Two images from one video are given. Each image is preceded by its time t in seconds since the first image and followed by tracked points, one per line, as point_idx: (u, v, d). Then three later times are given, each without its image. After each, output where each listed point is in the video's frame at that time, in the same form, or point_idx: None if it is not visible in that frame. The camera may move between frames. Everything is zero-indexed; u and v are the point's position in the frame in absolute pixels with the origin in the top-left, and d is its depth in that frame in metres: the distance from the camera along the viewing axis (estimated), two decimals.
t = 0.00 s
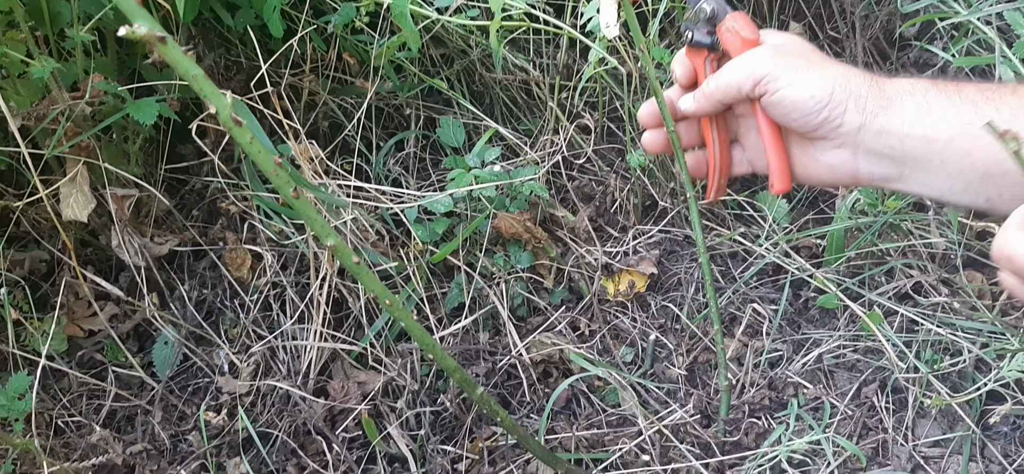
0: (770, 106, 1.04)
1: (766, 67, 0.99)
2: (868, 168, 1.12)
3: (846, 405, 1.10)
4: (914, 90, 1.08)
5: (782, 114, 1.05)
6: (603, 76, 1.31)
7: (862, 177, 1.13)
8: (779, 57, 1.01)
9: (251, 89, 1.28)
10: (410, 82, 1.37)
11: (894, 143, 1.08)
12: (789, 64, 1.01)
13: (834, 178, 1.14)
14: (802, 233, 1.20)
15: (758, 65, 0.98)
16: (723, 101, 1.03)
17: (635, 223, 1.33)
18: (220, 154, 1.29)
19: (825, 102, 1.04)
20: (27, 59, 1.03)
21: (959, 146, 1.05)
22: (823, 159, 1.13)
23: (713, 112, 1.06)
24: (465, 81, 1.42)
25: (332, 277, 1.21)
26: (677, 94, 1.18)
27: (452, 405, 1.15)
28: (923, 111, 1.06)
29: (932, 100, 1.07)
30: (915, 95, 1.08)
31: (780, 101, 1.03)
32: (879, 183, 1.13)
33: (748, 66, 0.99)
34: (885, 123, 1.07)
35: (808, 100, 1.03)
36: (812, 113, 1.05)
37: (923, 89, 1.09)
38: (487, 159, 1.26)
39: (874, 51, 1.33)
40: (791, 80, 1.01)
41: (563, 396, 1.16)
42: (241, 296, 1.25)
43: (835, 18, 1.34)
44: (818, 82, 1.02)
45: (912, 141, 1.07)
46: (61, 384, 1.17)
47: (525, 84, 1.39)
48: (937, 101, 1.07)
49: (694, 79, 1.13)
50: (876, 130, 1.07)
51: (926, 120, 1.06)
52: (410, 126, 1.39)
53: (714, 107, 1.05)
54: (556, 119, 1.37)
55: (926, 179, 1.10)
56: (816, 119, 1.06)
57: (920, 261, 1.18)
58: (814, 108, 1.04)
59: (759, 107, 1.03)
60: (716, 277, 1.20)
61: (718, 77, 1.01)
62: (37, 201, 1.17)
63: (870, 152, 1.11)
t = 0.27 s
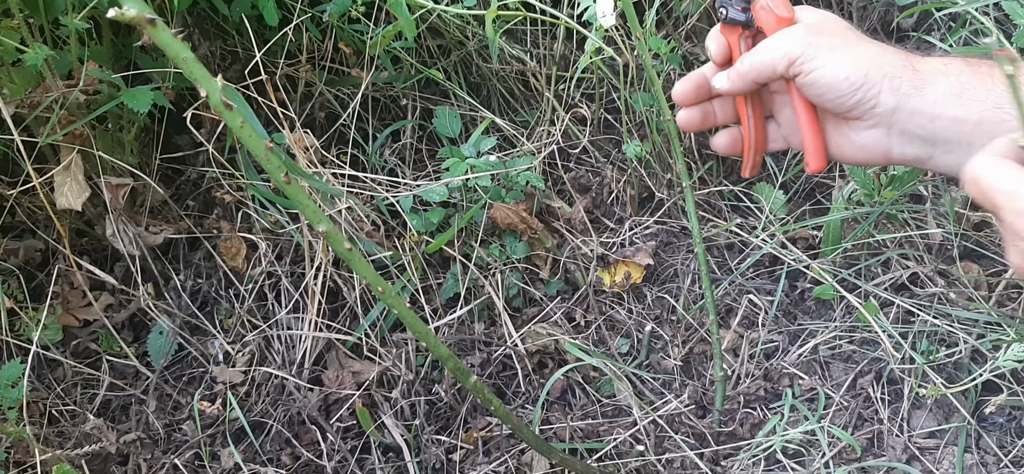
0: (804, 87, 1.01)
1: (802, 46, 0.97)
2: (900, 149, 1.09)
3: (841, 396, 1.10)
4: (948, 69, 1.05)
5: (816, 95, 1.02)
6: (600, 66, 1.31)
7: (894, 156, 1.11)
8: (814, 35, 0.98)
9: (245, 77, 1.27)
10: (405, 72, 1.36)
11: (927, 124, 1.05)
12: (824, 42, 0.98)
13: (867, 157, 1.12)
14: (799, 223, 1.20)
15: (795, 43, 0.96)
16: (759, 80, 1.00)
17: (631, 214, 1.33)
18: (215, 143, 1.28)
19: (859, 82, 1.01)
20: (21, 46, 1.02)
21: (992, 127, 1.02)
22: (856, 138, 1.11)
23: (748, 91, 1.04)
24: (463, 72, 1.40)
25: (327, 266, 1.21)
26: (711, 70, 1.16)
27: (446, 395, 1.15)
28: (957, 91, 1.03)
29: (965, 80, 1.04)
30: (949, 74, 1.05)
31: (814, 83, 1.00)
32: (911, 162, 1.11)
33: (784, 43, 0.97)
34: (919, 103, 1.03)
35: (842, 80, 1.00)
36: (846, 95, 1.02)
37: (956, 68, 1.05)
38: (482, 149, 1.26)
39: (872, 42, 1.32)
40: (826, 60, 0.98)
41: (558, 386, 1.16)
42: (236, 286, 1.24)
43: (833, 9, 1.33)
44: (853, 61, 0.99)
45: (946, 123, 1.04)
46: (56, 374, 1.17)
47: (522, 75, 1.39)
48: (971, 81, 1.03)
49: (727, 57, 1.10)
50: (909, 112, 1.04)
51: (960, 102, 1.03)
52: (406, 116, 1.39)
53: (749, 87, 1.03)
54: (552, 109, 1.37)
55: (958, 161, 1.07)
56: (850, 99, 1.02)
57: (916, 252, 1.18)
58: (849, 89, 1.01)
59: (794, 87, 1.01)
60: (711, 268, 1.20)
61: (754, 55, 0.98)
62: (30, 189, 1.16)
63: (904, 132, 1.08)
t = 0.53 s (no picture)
0: (819, 121, 0.95)
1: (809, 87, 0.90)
2: (924, 164, 1.03)
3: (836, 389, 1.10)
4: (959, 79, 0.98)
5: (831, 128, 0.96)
6: (596, 58, 1.31)
7: (920, 170, 1.04)
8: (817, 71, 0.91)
9: (240, 68, 1.27)
10: (401, 65, 1.36)
11: (948, 139, 0.99)
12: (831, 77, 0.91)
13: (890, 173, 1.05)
14: (794, 216, 1.19)
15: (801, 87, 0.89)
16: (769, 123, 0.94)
17: (627, 207, 1.33)
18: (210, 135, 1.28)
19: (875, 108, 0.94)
20: (15, 37, 1.02)
21: (1015, 136, 0.96)
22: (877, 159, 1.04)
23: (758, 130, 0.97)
24: (460, 66, 1.40)
25: (322, 258, 1.20)
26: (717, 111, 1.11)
27: (442, 388, 1.15)
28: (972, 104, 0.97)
29: (976, 92, 0.97)
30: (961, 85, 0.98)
31: (827, 116, 0.93)
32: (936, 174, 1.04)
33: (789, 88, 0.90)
34: (938, 122, 0.97)
35: (856, 111, 0.93)
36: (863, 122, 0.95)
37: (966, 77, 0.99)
38: (478, 141, 1.25)
39: (869, 35, 1.32)
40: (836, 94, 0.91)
41: (553, 379, 1.16)
42: (232, 278, 1.25)
43: (830, 2, 1.32)
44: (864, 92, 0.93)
45: (967, 137, 0.98)
46: (52, 365, 1.17)
47: (518, 68, 1.38)
48: (987, 91, 0.97)
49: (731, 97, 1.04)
50: (929, 130, 0.98)
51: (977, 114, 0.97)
52: (402, 109, 1.39)
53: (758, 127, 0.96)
54: (549, 102, 1.37)
55: (985, 168, 1.01)
56: (867, 127, 0.96)
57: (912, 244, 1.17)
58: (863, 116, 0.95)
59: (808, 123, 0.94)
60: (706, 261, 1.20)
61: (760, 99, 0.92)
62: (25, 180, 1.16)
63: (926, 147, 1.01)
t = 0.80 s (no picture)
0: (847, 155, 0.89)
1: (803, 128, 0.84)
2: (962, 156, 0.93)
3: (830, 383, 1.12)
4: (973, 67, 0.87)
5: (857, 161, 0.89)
6: (594, 56, 1.32)
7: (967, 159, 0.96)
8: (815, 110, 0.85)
9: (240, 65, 1.28)
10: (401, 63, 1.36)
11: (974, 133, 0.88)
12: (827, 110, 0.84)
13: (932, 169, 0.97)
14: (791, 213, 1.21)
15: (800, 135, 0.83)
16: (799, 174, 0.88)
17: (625, 204, 1.34)
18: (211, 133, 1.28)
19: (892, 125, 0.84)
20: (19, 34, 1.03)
21: None
22: (917, 162, 0.94)
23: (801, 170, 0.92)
24: (459, 64, 1.40)
25: (322, 254, 1.21)
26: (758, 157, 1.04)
27: (440, 382, 1.16)
28: (986, 98, 0.86)
29: (987, 82, 0.87)
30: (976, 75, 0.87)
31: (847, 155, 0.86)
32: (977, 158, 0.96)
33: (793, 137, 0.84)
34: (964, 122, 0.87)
35: (876, 138, 0.84)
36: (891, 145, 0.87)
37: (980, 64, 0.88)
38: (477, 139, 1.26)
39: (865, 33, 1.33)
40: (837, 125, 0.83)
41: (551, 374, 1.18)
42: (233, 274, 1.26)
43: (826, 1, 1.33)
44: (872, 113, 0.83)
45: (998, 132, 0.89)
46: (55, 360, 1.18)
47: (517, 66, 1.39)
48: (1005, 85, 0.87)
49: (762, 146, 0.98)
50: (957, 129, 0.87)
51: (996, 103, 0.86)
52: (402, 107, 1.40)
53: (784, 175, 0.91)
54: (547, 99, 1.37)
55: None
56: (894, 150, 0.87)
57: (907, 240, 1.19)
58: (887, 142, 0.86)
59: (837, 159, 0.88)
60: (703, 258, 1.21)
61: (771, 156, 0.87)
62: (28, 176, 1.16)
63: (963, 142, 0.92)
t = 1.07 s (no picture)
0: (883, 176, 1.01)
1: (838, 170, 0.97)
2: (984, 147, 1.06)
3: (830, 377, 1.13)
4: (986, 76, 0.97)
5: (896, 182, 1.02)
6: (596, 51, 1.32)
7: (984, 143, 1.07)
8: (843, 153, 0.97)
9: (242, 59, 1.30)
10: (403, 58, 1.36)
11: (994, 135, 1.00)
12: (855, 152, 0.96)
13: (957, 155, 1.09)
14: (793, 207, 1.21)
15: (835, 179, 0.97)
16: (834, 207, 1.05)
17: (626, 199, 1.34)
18: (213, 128, 1.27)
19: (922, 149, 0.96)
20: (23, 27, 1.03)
21: None
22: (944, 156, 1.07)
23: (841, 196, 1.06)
24: (461, 59, 1.40)
25: (323, 247, 1.22)
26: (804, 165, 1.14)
27: (442, 376, 1.16)
28: (1002, 107, 0.96)
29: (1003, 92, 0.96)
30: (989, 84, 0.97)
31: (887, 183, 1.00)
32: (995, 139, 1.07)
33: (829, 178, 0.98)
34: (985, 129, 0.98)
35: (915, 167, 0.98)
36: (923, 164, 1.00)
37: (996, 70, 0.97)
38: (478, 133, 1.26)
39: (867, 29, 1.33)
40: (865, 160, 0.96)
41: (552, 367, 1.18)
42: (234, 267, 1.26)
43: None
44: (899, 145, 0.95)
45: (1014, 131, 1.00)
46: (57, 353, 1.18)
47: (519, 62, 1.39)
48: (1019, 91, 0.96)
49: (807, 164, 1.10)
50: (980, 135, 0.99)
51: (1011, 108, 0.96)
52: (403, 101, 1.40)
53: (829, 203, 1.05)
54: (548, 94, 1.37)
55: None
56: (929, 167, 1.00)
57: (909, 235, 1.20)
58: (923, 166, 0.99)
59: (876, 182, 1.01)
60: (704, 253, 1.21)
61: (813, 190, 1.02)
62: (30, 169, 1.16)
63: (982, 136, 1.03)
